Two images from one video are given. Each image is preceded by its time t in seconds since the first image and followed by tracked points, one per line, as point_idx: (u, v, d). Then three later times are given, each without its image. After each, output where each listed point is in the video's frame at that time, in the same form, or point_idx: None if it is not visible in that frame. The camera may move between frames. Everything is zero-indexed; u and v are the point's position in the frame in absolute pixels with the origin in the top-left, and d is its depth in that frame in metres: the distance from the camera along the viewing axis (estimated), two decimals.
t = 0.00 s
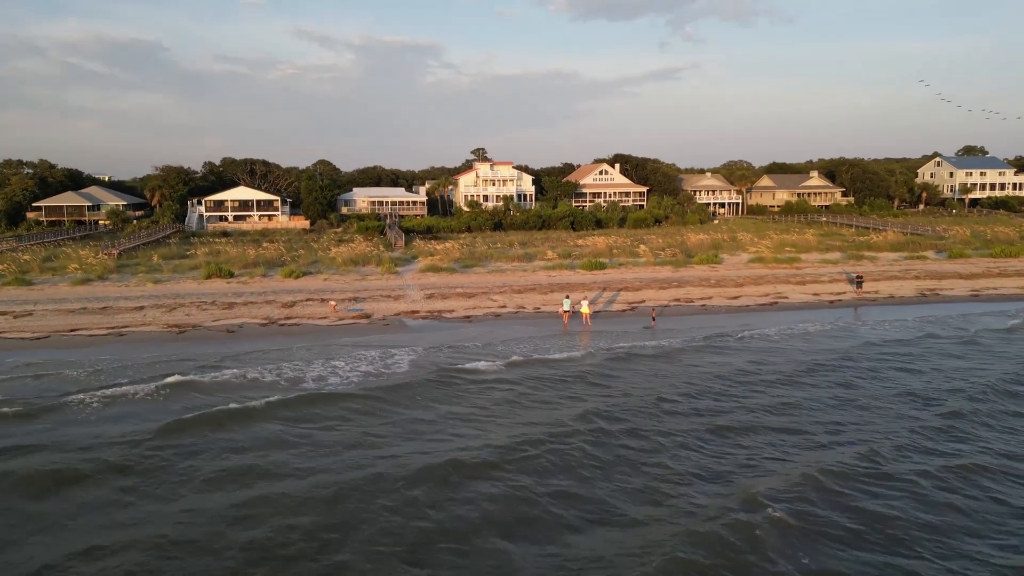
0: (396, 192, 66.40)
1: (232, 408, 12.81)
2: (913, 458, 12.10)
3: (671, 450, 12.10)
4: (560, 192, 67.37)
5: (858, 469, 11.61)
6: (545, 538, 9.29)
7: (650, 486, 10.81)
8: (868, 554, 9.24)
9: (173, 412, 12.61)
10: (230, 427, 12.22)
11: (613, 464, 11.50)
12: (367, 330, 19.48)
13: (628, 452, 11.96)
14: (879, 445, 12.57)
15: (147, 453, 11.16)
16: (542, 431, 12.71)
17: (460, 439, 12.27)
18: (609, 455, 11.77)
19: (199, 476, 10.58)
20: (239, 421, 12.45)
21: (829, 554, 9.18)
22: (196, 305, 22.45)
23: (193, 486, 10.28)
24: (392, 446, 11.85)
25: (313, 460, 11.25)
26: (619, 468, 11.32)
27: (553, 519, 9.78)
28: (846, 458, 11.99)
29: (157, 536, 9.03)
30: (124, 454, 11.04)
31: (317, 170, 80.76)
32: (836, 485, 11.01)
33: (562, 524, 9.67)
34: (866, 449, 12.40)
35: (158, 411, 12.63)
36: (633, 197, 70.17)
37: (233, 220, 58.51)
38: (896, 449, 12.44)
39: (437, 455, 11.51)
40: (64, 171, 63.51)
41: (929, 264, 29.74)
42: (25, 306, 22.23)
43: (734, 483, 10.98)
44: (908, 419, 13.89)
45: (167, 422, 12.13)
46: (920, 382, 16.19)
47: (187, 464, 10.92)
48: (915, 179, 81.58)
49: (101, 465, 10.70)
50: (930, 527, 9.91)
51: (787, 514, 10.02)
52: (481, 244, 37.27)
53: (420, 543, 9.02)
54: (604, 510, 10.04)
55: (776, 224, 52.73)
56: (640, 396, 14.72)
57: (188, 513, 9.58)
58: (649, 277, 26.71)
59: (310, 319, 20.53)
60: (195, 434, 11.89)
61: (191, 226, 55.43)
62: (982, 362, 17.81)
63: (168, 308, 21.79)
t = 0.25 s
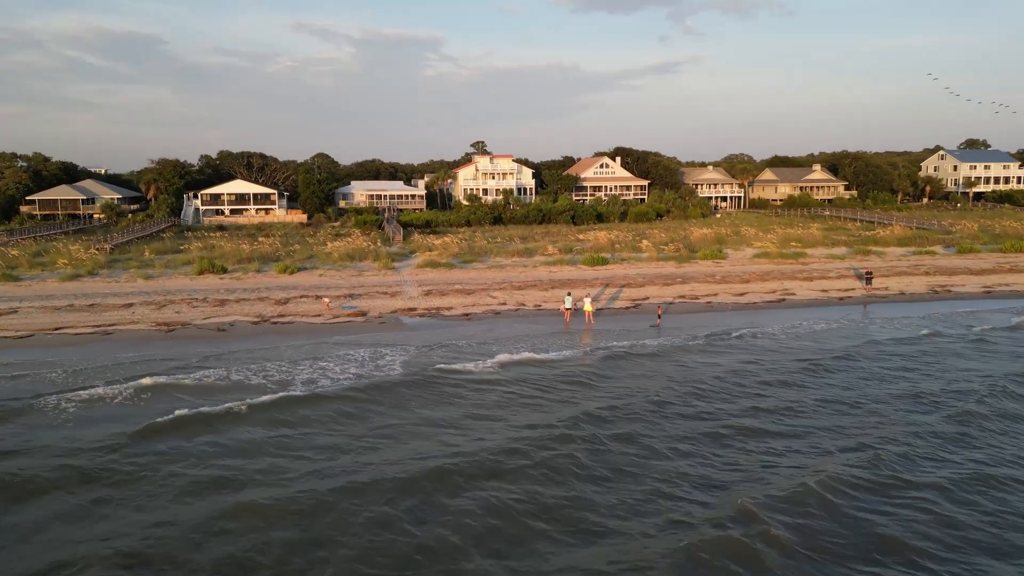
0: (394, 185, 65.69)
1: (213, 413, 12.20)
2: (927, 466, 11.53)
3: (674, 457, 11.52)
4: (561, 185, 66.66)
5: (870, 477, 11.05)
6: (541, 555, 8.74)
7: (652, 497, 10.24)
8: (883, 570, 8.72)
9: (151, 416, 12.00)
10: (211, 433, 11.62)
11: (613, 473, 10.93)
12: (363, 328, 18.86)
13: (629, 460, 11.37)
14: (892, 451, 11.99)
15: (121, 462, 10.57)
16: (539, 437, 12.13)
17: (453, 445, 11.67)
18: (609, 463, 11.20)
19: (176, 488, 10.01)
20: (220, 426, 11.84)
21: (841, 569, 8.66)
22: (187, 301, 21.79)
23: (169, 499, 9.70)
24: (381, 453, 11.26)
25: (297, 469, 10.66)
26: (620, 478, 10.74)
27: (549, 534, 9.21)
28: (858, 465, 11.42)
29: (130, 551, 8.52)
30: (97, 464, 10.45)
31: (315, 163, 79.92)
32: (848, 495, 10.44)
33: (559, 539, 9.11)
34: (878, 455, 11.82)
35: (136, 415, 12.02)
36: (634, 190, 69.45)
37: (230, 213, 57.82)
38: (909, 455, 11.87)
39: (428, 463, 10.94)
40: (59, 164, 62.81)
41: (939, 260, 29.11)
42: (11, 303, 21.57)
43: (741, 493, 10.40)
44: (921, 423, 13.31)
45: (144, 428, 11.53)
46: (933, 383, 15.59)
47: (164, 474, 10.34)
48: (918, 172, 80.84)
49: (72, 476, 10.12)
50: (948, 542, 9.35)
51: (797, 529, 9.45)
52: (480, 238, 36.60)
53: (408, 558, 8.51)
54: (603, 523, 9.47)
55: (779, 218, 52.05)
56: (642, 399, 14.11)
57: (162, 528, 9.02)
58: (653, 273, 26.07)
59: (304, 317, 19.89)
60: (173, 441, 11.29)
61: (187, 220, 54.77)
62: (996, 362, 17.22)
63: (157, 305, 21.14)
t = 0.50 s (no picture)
0: (392, 178, 64.83)
1: (191, 419, 11.49)
2: (949, 474, 10.90)
3: (681, 466, 10.85)
4: (561, 178, 65.84)
5: (889, 488, 10.39)
6: None
7: (659, 510, 9.58)
8: None
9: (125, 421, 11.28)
10: (188, 440, 10.91)
11: (616, 483, 10.26)
12: (356, 327, 18.13)
13: (634, 468, 10.71)
14: (911, 459, 11.34)
15: (91, 472, 9.88)
16: (538, 443, 11.45)
17: (446, 453, 10.99)
18: (612, 473, 10.53)
19: (148, 501, 9.33)
20: (198, 433, 11.13)
21: None
22: (175, 298, 21.03)
23: (139, 513, 9.03)
24: (369, 463, 10.59)
25: (279, 480, 9.98)
26: (624, 489, 10.08)
27: (549, 552, 8.57)
28: (876, 475, 10.76)
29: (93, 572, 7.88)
30: (64, 475, 9.76)
31: (313, 155, 79.01)
32: (867, 509, 9.80)
33: (559, 557, 8.47)
34: (897, 463, 11.16)
35: (111, 420, 11.34)
36: (635, 183, 68.65)
37: (225, 206, 57.00)
38: (930, 463, 11.21)
39: (419, 473, 10.27)
40: (53, 156, 61.92)
41: (950, 254, 28.39)
42: None
43: (753, 505, 9.75)
44: (939, 428, 12.67)
45: (117, 435, 10.82)
46: (950, 384, 14.91)
47: (135, 486, 9.66)
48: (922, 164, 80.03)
49: (38, 488, 9.45)
50: (976, 559, 8.71)
51: (814, 546, 8.81)
52: (479, 232, 35.85)
53: None
54: (606, 539, 8.82)
55: (783, 211, 51.29)
56: (647, 402, 13.42)
57: (130, 546, 8.35)
58: (657, 268, 25.33)
59: (296, 315, 19.14)
60: (148, 449, 10.59)
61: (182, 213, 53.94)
62: (1013, 361, 16.55)
63: (144, 302, 20.39)
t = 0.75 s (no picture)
0: (391, 170, 64.11)
1: (169, 426, 10.85)
2: (968, 484, 10.36)
3: (686, 477, 10.26)
4: (562, 171, 65.13)
5: (907, 501, 9.83)
6: None
7: (664, 525, 9.00)
8: None
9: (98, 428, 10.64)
10: (165, 448, 10.29)
11: (619, 496, 9.67)
12: (351, 325, 17.50)
13: (637, 479, 10.12)
14: (928, 468, 10.79)
15: (59, 483, 9.27)
16: (536, 451, 10.85)
17: (439, 462, 10.39)
18: (614, 484, 9.93)
19: (119, 515, 8.73)
20: (176, 441, 10.50)
21: None
22: (165, 295, 20.37)
23: (109, 529, 8.44)
24: (357, 472, 9.99)
25: (260, 492, 9.38)
26: (626, 502, 9.50)
27: (547, 573, 8.02)
28: (893, 486, 10.18)
29: None
30: (31, 486, 9.16)
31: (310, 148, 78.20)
32: (883, 523, 9.26)
33: None
34: (915, 473, 10.58)
35: (88, 425, 10.76)
36: (636, 176, 67.95)
37: (221, 199, 56.28)
38: (949, 474, 10.63)
39: (410, 484, 9.68)
40: (46, 148, 61.13)
41: (959, 250, 27.77)
42: None
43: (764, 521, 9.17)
44: (955, 433, 12.12)
45: (89, 443, 10.19)
46: (966, 387, 14.31)
47: (106, 498, 9.06)
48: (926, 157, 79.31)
49: (4, 501, 8.86)
50: None
51: (831, 566, 8.26)
52: (479, 226, 35.20)
53: None
54: (608, 557, 8.29)
55: (787, 205, 50.62)
56: (650, 406, 12.80)
57: (99, 566, 7.78)
58: (660, 264, 24.67)
59: (288, 313, 18.49)
60: (125, 456, 10.02)
61: (177, 206, 53.24)
62: None
63: (133, 300, 19.72)
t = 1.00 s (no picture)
0: (389, 162, 63.28)
1: (143, 437, 10.13)
2: (992, 496, 9.76)
3: (695, 489, 9.65)
4: (562, 163, 64.31)
5: (928, 514, 9.23)
6: None
7: (673, 543, 8.40)
8: None
9: (66, 440, 9.93)
10: (137, 461, 9.58)
11: (624, 511, 9.06)
12: (344, 323, 16.80)
13: (643, 492, 9.49)
14: (949, 477, 10.19)
15: (22, 500, 8.61)
16: (534, 460, 10.24)
17: (432, 473, 9.76)
18: (619, 497, 9.32)
19: (84, 535, 8.06)
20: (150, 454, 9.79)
21: None
22: (152, 291, 19.63)
23: (75, 550, 7.80)
24: (344, 484, 9.35)
25: (239, 509, 8.72)
26: (632, 517, 8.89)
27: None
28: (915, 498, 9.58)
29: None
30: None
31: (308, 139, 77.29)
32: (905, 539, 8.66)
33: None
34: (936, 484, 9.98)
35: (60, 432, 10.13)
36: (637, 168, 67.14)
37: (217, 191, 55.49)
38: (973, 484, 10.03)
39: (400, 498, 9.07)
40: (40, 139, 60.26)
41: (971, 244, 27.05)
42: None
43: (779, 539, 8.59)
44: (976, 439, 11.52)
45: (58, 455, 9.53)
46: (986, 389, 13.67)
47: (73, 516, 8.39)
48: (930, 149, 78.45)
49: None
50: None
51: None
52: (478, 220, 34.45)
53: None
54: None
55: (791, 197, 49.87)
56: (655, 411, 12.15)
57: None
58: (664, 258, 23.95)
59: (279, 311, 17.76)
60: (97, 466, 9.41)
61: (171, 198, 52.46)
62: None
63: (118, 297, 18.97)
